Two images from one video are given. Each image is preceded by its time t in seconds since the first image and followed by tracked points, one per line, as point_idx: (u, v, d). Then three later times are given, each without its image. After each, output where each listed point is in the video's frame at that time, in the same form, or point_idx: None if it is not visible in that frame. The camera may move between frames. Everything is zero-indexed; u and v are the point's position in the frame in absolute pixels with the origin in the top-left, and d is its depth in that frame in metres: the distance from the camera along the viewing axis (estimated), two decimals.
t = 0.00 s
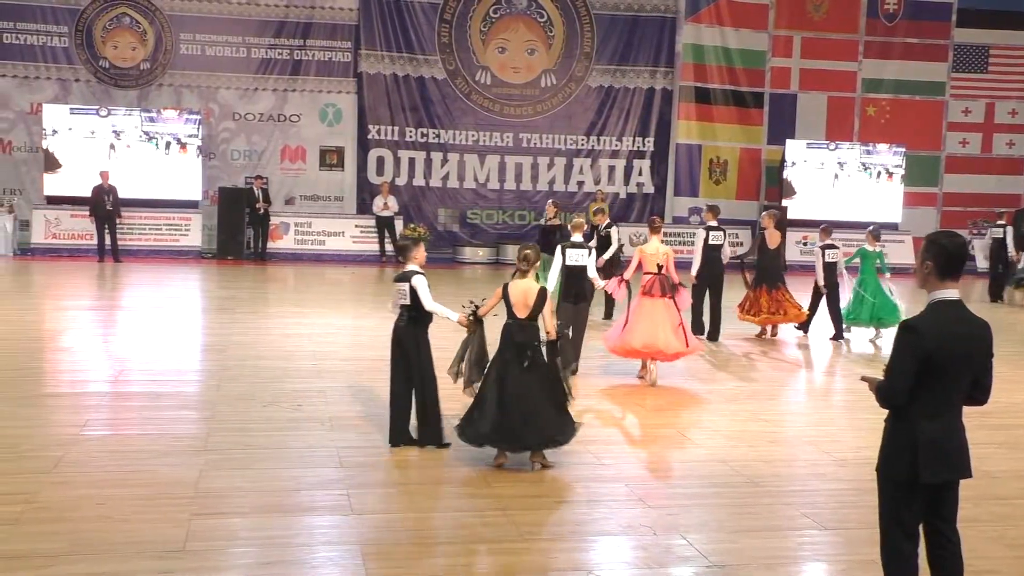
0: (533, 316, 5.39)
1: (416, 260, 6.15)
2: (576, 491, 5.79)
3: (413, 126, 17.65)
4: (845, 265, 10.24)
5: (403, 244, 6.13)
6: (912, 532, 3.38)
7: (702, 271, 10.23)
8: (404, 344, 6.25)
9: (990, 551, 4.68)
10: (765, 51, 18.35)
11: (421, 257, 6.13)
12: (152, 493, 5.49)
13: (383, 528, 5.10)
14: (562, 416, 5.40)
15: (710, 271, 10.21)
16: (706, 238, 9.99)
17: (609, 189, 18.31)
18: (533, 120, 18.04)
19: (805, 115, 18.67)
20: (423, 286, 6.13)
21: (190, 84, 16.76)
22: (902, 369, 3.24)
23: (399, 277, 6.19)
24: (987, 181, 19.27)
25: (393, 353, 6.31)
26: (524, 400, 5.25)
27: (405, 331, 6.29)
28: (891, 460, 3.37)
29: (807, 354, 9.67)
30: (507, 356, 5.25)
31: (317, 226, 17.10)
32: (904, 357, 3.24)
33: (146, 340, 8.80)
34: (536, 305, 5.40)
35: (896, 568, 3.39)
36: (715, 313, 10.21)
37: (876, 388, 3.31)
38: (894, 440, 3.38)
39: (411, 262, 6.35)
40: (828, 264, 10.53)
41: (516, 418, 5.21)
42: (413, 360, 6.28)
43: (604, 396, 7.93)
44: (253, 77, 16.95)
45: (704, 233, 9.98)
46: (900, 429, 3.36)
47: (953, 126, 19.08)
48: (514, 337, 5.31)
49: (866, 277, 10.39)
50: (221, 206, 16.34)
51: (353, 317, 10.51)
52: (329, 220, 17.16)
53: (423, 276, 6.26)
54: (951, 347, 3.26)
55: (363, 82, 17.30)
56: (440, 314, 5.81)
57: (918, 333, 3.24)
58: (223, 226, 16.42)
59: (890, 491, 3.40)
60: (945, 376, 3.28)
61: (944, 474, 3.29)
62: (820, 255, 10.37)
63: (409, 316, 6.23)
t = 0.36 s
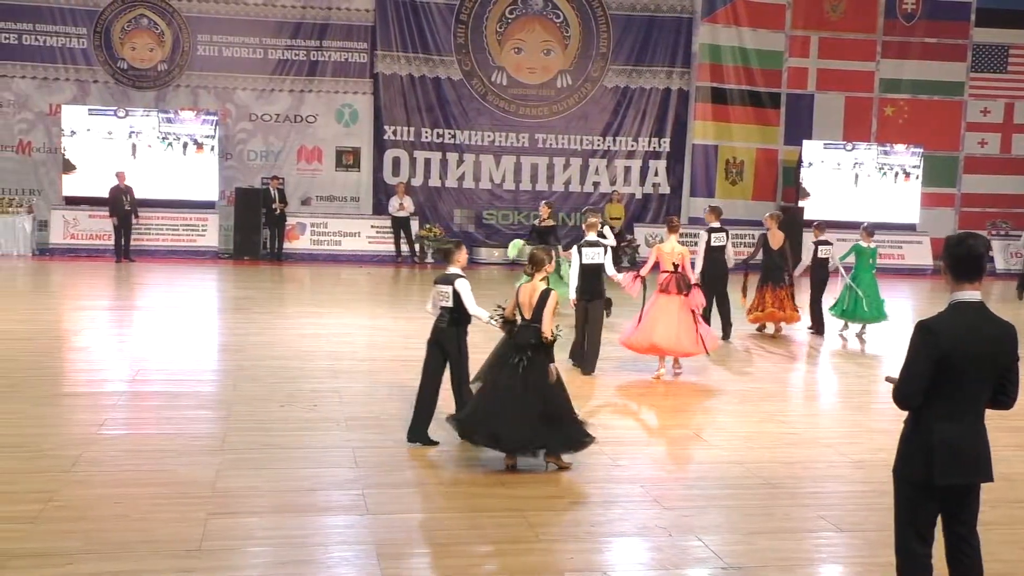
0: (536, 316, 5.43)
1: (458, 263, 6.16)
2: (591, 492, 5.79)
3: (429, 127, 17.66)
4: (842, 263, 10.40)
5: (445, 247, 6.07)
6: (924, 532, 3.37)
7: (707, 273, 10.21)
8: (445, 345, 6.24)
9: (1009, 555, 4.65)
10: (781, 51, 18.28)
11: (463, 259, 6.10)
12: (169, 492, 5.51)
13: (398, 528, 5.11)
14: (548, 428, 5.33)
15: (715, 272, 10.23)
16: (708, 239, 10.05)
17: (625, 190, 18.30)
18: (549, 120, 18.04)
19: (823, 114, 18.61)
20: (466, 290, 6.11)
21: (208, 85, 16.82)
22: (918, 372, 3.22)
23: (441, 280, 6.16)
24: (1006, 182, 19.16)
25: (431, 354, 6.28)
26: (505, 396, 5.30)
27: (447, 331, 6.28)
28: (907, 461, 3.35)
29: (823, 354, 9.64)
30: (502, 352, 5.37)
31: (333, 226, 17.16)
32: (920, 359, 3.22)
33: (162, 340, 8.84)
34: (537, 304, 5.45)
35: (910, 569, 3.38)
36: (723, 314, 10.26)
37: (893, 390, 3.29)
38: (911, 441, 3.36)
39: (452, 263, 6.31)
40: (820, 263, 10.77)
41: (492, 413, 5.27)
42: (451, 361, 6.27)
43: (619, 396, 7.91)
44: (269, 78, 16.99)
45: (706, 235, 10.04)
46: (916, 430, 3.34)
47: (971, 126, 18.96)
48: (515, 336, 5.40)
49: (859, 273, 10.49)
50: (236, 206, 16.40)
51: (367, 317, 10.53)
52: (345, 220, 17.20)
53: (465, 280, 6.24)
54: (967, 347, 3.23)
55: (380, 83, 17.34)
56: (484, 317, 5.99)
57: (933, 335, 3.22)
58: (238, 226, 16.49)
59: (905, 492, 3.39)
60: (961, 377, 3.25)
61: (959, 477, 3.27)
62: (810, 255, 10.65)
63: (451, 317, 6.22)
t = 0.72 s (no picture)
0: (563, 315, 5.40)
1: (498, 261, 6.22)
2: (603, 493, 5.78)
3: (442, 128, 17.68)
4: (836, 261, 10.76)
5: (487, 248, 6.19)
6: (934, 533, 3.37)
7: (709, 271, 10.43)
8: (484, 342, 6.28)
9: None
10: (796, 51, 18.20)
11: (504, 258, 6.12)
12: (182, 491, 5.54)
13: (410, 528, 5.11)
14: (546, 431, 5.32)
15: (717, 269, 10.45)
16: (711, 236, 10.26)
17: (638, 191, 18.28)
18: (562, 121, 18.04)
19: (837, 115, 18.51)
20: (506, 288, 6.13)
21: (222, 86, 16.88)
22: (926, 372, 3.22)
23: (482, 277, 6.27)
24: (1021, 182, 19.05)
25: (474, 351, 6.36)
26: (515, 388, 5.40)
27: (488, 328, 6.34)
28: (919, 461, 3.35)
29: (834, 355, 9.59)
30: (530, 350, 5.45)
31: (346, 227, 17.22)
32: (930, 360, 3.22)
33: (176, 340, 8.87)
34: (564, 304, 5.42)
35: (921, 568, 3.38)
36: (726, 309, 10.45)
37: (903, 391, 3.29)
38: (923, 441, 3.36)
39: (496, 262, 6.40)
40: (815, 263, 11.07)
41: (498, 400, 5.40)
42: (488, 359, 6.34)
43: (631, 397, 7.89)
44: (283, 79, 17.03)
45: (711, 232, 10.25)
46: (927, 432, 3.35)
47: (987, 127, 18.85)
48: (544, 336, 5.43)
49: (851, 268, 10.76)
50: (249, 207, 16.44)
51: (379, 317, 10.54)
52: (358, 221, 17.25)
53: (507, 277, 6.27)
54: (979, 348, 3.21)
55: (392, 84, 17.37)
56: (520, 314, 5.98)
57: (943, 335, 3.21)
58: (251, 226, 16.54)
59: (918, 492, 3.38)
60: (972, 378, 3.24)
61: (971, 479, 3.25)
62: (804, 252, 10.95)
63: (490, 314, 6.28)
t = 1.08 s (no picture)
0: (593, 318, 5.43)
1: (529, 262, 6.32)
2: (608, 493, 5.77)
3: (446, 128, 17.68)
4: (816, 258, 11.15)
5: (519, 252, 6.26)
6: (940, 533, 3.36)
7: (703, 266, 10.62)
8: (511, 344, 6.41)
9: None
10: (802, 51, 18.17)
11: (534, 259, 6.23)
12: (187, 492, 5.53)
13: (415, 529, 5.11)
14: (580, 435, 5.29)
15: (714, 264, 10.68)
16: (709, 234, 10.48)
17: (643, 191, 18.27)
18: (566, 122, 18.04)
19: (842, 115, 18.41)
20: (533, 290, 6.27)
21: (226, 86, 16.89)
22: (931, 373, 3.21)
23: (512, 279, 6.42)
24: None
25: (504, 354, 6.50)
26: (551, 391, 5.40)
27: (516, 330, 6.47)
28: (925, 460, 3.35)
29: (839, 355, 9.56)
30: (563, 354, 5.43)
31: (350, 228, 17.24)
32: (933, 361, 3.22)
33: (180, 341, 8.87)
34: (592, 307, 5.45)
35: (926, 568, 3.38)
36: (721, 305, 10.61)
37: (908, 393, 3.29)
38: (928, 442, 3.35)
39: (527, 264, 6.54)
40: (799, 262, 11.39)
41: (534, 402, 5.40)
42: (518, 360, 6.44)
43: (636, 396, 7.90)
44: (287, 79, 17.06)
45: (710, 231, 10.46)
46: (931, 432, 3.34)
47: (993, 126, 18.81)
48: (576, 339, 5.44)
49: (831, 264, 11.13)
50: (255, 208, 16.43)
51: (383, 318, 10.54)
52: (363, 222, 17.26)
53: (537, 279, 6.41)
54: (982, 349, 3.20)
55: (396, 84, 17.36)
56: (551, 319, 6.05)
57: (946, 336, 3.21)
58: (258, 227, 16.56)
59: (923, 492, 3.38)
60: (977, 378, 3.23)
61: (974, 478, 3.25)
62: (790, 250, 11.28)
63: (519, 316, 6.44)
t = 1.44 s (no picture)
0: (638, 319, 5.36)
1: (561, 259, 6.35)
2: (613, 500, 5.58)
3: (447, 125, 17.51)
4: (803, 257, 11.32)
5: (553, 246, 6.34)
6: (957, 542, 3.20)
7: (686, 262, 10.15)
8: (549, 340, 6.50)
9: None
10: (813, 46, 17.97)
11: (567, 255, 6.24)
12: (181, 499, 5.35)
13: (416, 536, 4.92)
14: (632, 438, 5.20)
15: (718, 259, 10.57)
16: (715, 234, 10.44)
17: (649, 190, 18.11)
18: (572, 118, 17.86)
19: (855, 111, 18.23)
20: (566, 286, 6.30)
21: (223, 83, 16.73)
22: (953, 378, 3.03)
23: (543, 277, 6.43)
24: None
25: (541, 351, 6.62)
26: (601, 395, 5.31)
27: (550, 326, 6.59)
28: (940, 468, 3.17)
29: (849, 356, 9.35)
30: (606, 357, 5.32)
31: (349, 227, 17.04)
32: (952, 366, 3.04)
33: (175, 343, 8.69)
34: (637, 308, 5.38)
35: None
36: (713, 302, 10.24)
37: (928, 399, 3.10)
38: (943, 448, 3.18)
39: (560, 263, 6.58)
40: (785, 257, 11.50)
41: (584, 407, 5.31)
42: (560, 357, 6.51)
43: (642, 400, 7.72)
44: (280, 76, 16.87)
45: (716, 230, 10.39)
46: (948, 438, 3.17)
47: (1010, 123, 18.57)
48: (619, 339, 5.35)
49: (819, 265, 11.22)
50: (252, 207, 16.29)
51: (384, 320, 10.36)
52: (361, 221, 17.07)
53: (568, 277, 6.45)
54: (1003, 349, 3.04)
55: (397, 80, 17.16)
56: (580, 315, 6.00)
57: (968, 338, 3.04)
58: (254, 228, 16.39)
59: (939, 500, 3.21)
60: (996, 380, 3.07)
61: (995, 484, 3.09)
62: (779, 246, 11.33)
63: (553, 313, 6.53)
